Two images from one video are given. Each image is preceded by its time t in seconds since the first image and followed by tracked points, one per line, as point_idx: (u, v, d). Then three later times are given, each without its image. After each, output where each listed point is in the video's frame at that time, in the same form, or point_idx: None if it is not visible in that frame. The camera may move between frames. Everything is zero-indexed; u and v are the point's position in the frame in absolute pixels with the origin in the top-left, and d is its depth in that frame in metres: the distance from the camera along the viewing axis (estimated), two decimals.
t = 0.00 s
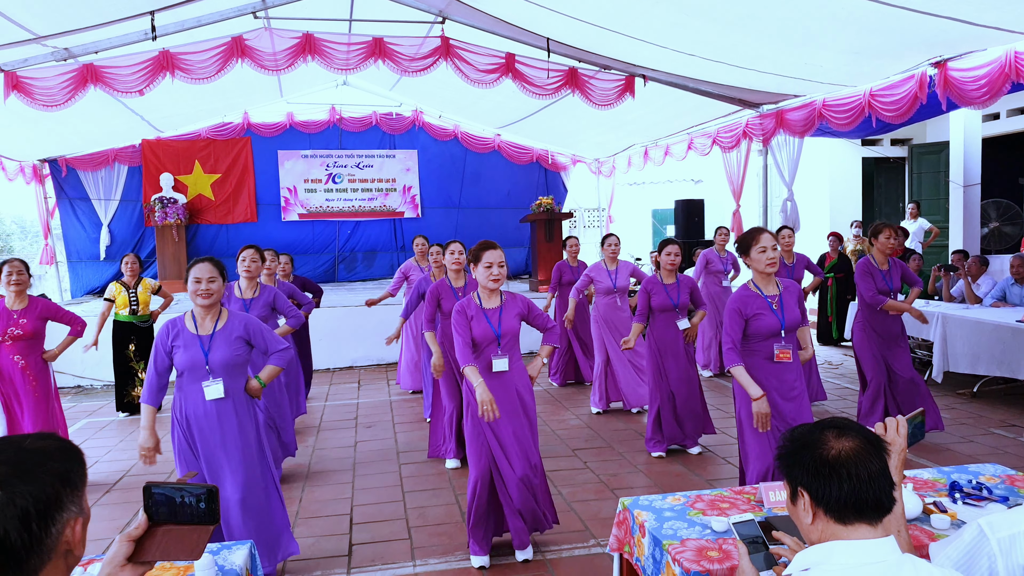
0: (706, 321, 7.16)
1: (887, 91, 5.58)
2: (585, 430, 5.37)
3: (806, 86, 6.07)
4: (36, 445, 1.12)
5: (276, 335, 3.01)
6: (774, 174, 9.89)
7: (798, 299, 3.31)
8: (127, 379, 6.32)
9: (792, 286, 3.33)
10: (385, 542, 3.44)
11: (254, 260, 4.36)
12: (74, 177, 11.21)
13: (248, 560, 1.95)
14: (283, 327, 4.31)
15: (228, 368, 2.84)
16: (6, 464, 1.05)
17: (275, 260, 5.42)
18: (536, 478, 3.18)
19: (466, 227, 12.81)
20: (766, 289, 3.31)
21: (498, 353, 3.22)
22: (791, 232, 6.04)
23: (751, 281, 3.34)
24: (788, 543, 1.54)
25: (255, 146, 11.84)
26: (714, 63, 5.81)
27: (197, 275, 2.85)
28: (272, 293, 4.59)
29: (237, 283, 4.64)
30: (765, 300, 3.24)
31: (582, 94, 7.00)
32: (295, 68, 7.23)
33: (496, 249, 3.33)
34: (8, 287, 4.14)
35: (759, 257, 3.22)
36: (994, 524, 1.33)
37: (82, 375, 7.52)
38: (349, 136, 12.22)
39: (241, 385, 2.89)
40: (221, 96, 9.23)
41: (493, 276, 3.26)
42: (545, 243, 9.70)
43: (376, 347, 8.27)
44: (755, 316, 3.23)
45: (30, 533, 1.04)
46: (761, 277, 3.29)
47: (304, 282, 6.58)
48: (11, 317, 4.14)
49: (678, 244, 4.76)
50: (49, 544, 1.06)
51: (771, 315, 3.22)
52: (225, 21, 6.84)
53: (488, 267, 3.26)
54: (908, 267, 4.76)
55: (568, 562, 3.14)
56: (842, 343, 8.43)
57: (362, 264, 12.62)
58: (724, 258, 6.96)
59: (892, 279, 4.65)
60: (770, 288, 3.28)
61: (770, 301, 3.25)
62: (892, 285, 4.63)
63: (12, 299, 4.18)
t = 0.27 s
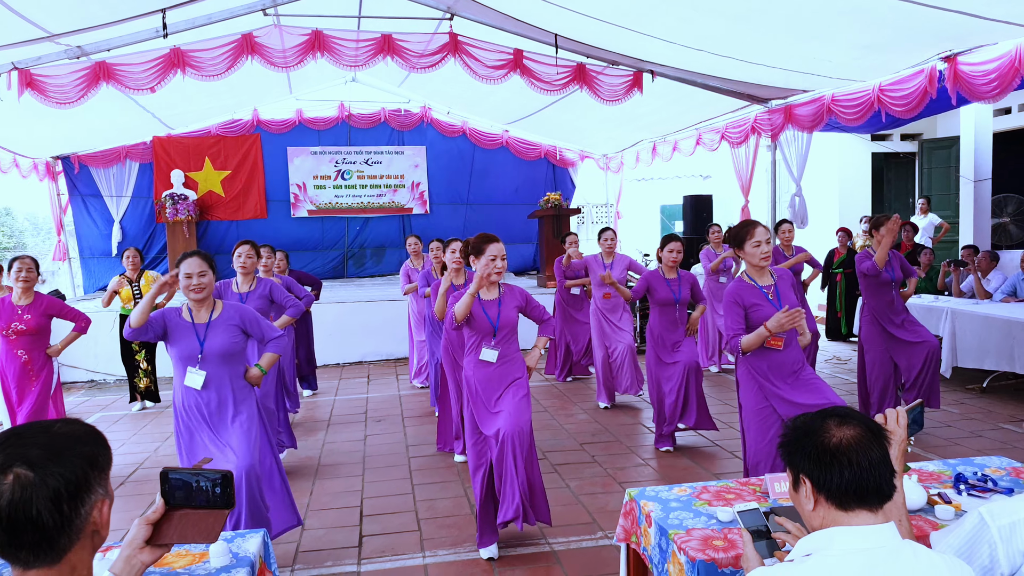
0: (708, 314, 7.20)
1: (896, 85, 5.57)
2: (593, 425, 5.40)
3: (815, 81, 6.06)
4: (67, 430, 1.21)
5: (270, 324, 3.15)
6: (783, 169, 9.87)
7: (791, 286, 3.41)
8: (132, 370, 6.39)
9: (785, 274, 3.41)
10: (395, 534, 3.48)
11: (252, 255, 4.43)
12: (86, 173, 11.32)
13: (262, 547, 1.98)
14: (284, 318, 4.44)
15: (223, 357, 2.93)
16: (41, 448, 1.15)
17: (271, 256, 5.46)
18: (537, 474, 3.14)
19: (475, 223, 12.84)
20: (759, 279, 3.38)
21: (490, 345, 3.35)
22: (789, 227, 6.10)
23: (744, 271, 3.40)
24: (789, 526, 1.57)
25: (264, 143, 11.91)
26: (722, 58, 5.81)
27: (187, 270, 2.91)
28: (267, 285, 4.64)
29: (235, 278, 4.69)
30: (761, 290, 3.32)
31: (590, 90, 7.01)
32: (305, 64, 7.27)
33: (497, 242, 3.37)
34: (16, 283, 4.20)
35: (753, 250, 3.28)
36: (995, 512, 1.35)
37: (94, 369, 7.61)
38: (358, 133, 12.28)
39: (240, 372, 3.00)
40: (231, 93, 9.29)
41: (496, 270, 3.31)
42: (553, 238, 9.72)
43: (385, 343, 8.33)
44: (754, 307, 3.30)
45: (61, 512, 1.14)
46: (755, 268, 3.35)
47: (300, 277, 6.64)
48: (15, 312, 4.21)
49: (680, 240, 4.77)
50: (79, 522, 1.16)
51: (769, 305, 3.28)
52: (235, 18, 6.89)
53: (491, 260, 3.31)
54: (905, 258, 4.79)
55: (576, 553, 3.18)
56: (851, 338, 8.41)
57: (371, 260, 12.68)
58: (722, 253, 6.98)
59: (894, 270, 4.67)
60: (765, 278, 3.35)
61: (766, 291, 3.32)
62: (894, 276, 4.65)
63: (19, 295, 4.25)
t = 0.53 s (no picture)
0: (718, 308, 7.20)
1: (910, 80, 5.53)
2: (604, 420, 5.41)
3: (828, 76, 6.03)
4: (99, 419, 1.25)
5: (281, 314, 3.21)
6: (795, 164, 9.82)
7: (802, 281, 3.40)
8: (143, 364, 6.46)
9: (794, 268, 3.43)
10: (408, 527, 3.52)
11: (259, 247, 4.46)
12: (101, 170, 11.44)
13: (277, 537, 2.01)
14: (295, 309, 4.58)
15: (239, 347, 2.98)
16: (75, 436, 1.19)
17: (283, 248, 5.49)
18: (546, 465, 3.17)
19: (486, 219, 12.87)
20: (770, 276, 3.37)
21: (509, 342, 3.37)
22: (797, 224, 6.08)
23: (754, 269, 3.40)
24: (794, 521, 1.59)
25: (277, 139, 11.98)
26: (734, 53, 5.79)
27: (207, 263, 2.93)
28: (278, 275, 4.67)
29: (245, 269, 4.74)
30: (772, 288, 3.30)
31: (602, 85, 7.00)
32: (317, 60, 7.31)
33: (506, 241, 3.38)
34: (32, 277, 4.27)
35: (761, 249, 3.29)
36: (1004, 505, 1.36)
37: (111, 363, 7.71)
38: (370, 129, 12.33)
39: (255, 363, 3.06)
40: (245, 90, 9.36)
41: (506, 268, 3.34)
42: (564, 234, 9.73)
43: (396, 338, 8.38)
44: (765, 304, 3.29)
45: (94, 497, 1.18)
46: (765, 267, 3.35)
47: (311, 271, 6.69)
48: (30, 303, 4.30)
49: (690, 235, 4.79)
50: (110, 509, 1.20)
51: (781, 301, 3.27)
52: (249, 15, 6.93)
53: (502, 258, 3.32)
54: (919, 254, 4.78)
55: (587, 546, 3.20)
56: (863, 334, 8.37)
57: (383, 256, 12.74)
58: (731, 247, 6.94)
59: (906, 267, 4.68)
60: (775, 275, 3.35)
61: (777, 287, 3.32)
62: (906, 273, 4.66)
63: (35, 288, 4.34)
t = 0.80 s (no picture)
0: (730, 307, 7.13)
1: (926, 75, 5.49)
2: (617, 415, 5.43)
3: (843, 71, 6.00)
4: (128, 410, 1.29)
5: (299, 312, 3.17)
6: (809, 160, 9.76)
7: (815, 277, 3.38)
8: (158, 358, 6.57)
9: (808, 264, 3.40)
10: (421, 520, 3.57)
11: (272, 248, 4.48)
12: (118, 166, 11.57)
13: (294, 528, 2.04)
14: (309, 308, 4.73)
15: (258, 346, 3.03)
16: (105, 426, 1.23)
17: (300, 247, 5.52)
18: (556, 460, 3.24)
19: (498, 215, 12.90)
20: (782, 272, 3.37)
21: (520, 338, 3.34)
22: (807, 218, 6.05)
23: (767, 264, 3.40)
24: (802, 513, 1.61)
25: (291, 135, 12.06)
26: (748, 48, 5.78)
27: (223, 262, 2.94)
28: (290, 275, 4.73)
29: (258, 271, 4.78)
30: (784, 282, 3.31)
31: (614, 81, 7.00)
32: (331, 57, 7.35)
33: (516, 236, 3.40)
34: (55, 276, 4.34)
35: (772, 244, 3.28)
36: (1013, 500, 1.38)
37: (128, 357, 7.82)
38: (383, 125, 12.39)
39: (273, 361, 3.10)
40: (259, 87, 9.43)
41: (513, 263, 3.34)
42: (576, 230, 9.73)
43: (410, 333, 8.44)
44: (777, 298, 3.30)
45: (124, 486, 1.21)
46: (778, 262, 3.35)
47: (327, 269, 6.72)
48: (52, 303, 4.35)
49: (708, 230, 4.69)
50: (139, 497, 1.24)
51: (792, 295, 3.28)
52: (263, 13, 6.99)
53: (508, 254, 3.34)
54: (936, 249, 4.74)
55: (598, 539, 3.24)
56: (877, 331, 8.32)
57: (396, 252, 12.81)
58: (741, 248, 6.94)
59: (923, 261, 4.63)
60: (786, 270, 3.35)
61: (789, 283, 3.31)
62: (923, 267, 4.61)
63: (56, 287, 4.38)
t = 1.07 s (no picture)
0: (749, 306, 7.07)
1: (943, 70, 5.44)
2: (630, 412, 5.44)
3: (859, 67, 5.96)
4: (153, 404, 1.33)
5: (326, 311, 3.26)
6: (824, 156, 9.70)
7: (840, 269, 3.35)
8: (184, 356, 6.67)
9: (835, 258, 3.36)
10: (435, 514, 3.60)
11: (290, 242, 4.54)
12: (136, 164, 11.71)
13: (310, 521, 2.09)
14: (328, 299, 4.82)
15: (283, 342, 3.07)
16: (131, 419, 1.27)
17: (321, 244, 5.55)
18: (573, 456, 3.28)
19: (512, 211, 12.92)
20: (805, 263, 3.36)
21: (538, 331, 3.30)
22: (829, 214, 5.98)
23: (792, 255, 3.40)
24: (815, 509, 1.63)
25: (307, 133, 12.14)
26: (762, 44, 5.75)
27: (256, 254, 3.03)
28: (308, 268, 4.78)
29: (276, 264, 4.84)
30: (804, 273, 3.31)
31: (628, 78, 6.99)
32: (346, 55, 7.38)
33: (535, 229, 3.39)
34: (76, 268, 4.40)
35: (793, 233, 3.28)
36: None
37: (146, 353, 7.93)
38: (397, 122, 12.44)
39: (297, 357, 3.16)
40: (275, 85, 9.51)
41: (531, 256, 3.34)
42: (590, 226, 9.73)
43: (424, 329, 8.49)
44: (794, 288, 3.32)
45: (148, 478, 1.25)
46: (801, 253, 3.34)
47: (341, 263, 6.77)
48: (75, 295, 4.43)
49: (725, 226, 4.68)
50: (162, 490, 1.28)
51: (810, 288, 3.28)
52: (279, 11, 7.04)
53: (525, 247, 3.34)
54: (965, 246, 4.64)
55: (611, 535, 3.26)
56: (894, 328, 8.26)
57: (410, 248, 12.87)
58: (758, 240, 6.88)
59: (946, 257, 4.57)
60: (810, 261, 3.34)
61: (809, 274, 3.31)
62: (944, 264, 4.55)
63: (76, 279, 4.46)
